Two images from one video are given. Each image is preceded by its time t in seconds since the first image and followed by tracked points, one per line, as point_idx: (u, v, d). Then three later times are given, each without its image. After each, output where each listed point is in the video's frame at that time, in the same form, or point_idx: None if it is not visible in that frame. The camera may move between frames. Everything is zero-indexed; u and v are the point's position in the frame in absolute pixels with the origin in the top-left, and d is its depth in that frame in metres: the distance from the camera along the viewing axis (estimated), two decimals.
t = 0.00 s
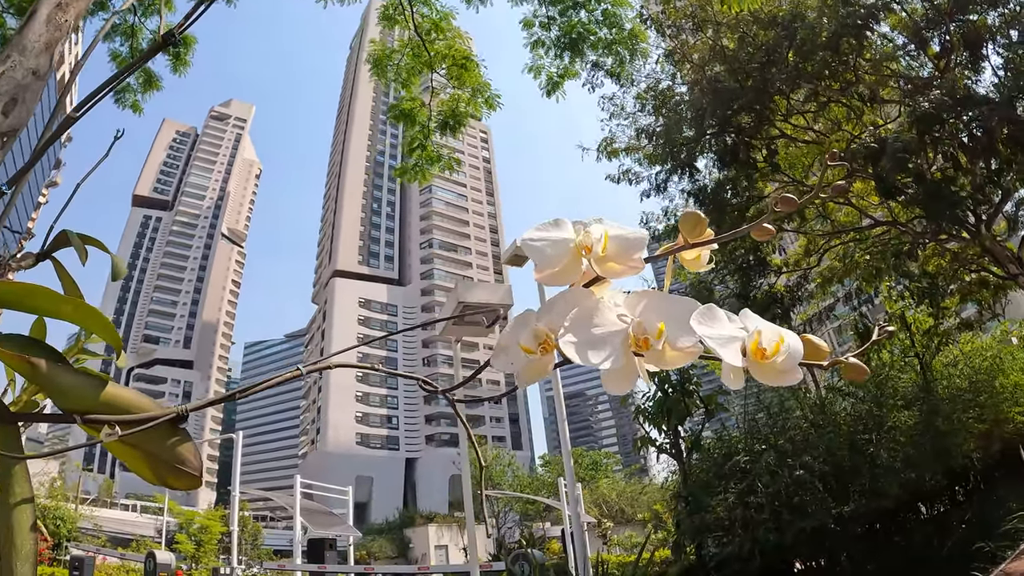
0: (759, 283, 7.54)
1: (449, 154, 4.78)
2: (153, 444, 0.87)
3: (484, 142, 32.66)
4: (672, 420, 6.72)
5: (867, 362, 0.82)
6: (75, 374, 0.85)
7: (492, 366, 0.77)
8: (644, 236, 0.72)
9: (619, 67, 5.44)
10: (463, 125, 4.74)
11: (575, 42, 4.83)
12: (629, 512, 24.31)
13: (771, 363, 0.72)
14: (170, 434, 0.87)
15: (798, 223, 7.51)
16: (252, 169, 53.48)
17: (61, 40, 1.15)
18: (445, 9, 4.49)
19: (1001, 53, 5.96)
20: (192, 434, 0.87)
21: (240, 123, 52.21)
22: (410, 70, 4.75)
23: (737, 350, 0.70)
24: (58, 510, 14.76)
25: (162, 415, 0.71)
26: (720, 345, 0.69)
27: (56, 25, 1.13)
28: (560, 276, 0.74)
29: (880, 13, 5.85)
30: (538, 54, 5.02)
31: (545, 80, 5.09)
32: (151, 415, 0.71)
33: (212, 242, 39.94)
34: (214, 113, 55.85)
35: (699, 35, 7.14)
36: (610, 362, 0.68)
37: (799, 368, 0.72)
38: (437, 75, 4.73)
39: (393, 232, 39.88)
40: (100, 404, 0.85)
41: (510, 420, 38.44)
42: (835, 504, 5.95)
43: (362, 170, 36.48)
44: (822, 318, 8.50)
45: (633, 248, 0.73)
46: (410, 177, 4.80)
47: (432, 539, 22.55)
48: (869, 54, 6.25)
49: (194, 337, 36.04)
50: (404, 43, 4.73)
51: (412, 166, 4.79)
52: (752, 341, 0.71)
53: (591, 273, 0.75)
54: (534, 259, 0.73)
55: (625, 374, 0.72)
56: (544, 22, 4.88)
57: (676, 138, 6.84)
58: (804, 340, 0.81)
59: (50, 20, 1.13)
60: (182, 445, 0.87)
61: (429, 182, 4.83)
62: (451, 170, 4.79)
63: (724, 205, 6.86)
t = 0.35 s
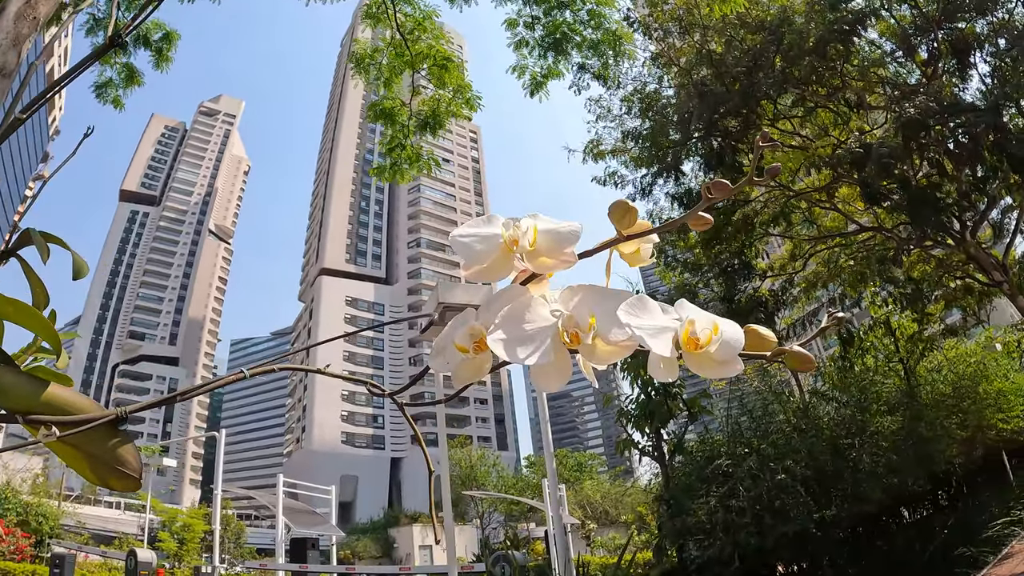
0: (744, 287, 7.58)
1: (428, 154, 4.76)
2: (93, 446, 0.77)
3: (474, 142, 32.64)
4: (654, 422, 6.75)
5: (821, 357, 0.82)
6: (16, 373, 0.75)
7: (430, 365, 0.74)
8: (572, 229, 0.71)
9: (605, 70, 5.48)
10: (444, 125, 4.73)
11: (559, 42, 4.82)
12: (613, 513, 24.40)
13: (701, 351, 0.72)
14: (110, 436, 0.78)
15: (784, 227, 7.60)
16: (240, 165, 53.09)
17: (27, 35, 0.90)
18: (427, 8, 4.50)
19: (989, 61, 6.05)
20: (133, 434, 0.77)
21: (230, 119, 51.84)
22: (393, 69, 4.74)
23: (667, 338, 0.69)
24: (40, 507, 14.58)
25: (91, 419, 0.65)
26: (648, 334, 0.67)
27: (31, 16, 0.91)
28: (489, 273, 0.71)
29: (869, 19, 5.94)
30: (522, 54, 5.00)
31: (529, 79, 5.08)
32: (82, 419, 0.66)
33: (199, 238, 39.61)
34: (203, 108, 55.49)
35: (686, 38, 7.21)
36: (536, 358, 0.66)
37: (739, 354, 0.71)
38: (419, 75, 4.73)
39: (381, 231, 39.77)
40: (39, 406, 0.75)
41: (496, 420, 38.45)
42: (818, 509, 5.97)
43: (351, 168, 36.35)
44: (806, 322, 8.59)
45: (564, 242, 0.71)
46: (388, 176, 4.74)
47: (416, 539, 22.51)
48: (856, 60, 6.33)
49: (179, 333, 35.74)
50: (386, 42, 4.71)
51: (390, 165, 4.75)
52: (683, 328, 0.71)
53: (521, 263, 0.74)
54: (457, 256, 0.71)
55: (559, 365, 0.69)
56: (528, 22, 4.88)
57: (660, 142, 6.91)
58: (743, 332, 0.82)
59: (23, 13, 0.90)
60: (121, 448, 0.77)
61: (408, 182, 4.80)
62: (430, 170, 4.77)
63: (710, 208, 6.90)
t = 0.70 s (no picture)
0: (741, 287, 7.58)
1: (422, 151, 4.76)
2: (37, 441, 0.82)
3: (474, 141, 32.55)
4: (650, 421, 6.82)
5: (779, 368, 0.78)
6: None
7: (368, 370, 0.72)
8: (505, 230, 0.68)
9: (600, 67, 5.44)
10: (435, 123, 4.75)
11: (551, 39, 4.82)
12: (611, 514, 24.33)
13: (637, 372, 0.67)
14: (54, 431, 0.82)
15: (782, 227, 7.63)
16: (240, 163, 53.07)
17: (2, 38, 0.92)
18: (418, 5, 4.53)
19: (988, 61, 6.03)
20: (75, 431, 0.81)
21: (230, 116, 51.85)
22: (383, 66, 4.70)
23: (600, 352, 0.63)
24: (38, 505, 14.57)
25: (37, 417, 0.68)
26: (573, 351, 0.61)
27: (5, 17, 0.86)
28: (416, 275, 0.68)
29: (866, 18, 5.97)
30: (513, 52, 4.97)
31: (520, 77, 5.04)
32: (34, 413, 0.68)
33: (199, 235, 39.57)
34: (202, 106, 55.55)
35: (683, 36, 7.21)
36: (459, 372, 0.60)
37: (678, 374, 0.67)
38: (409, 72, 4.72)
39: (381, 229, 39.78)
40: None
41: (494, 420, 38.41)
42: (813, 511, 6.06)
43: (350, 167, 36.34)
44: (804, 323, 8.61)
45: (498, 244, 0.69)
46: (381, 175, 4.75)
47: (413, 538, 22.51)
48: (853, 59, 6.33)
49: (177, 331, 35.74)
50: (377, 39, 4.70)
51: (384, 164, 4.77)
52: (613, 342, 0.65)
53: (456, 266, 0.71)
54: (387, 260, 0.69)
55: (484, 382, 0.63)
56: (519, 18, 4.87)
57: (657, 141, 6.91)
58: (690, 346, 0.76)
59: None
60: (65, 444, 0.82)
61: (401, 180, 4.77)
62: (424, 168, 4.76)
63: (706, 207, 6.96)
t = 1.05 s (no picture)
0: (741, 287, 7.59)
1: (422, 150, 4.72)
2: (39, 424, 0.82)
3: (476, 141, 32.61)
4: (650, 422, 6.76)
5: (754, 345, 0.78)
6: None
7: (353, 357, 0.72)
8: (482, 220, 0.69)
9: (600, 67, 5.43)
10: (436, 122, 4.75)
11: (551, 39, 4.83)
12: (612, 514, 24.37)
13: (606, 349, 0.68)
14: (55, 413, 0.82)
15: (783, 227, 7.65)
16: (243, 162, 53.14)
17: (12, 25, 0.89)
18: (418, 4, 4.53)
19: (988, 62, 6.03)
20: (76, 414, 0.81)
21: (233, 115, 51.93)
22: (384, 65, 4.72)
23: (568, 334, 0.64)
24: (40, 501, 14.63)
25: (39, 401, 0.67)
26: (541, 332, 0.61)
27: (10, 13, 0.84)
28: (397, 264, 0.70)
29: (865, 17, 5.99)
30: (513, 52, 4.97)
31: (521, 77, 5.04)
32: (27, 399, 0.67)
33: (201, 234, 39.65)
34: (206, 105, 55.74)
35: (683, 36, 7.21)
36: (437, 353, 0.60)
37: (644, 355, 0.67)
38: (410, 71, 4.73)
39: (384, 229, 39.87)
40: None
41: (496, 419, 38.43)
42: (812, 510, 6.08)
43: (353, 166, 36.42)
44: (805, 324, 8.61)
45: (473, 234, 0.69)
46: (380, 173, 4.73)
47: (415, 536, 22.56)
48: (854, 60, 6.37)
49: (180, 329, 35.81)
50: (377, 38, 4.71)
51: (383, 163, 4.74)
52: (579, 326, 0.66)
53: (434, 253, 0.72)
54: (369, 247, 0.70)
55: (462, 364, 0.65)
56: (519, 18, 4.89)
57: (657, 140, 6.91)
58: (663, 330, 0.74)
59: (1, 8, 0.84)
60: (64, 427, 0.81)
61: (401, 179, 4.76)
62: (424, 166, 4.74)
63: (707, 208, 7.01)
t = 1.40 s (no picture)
0: (749, 286, 7.56)
1: (434, 147, 4.74)
2: (67, 411, 0.84)
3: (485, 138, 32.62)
4: (656, 420, 6.69)
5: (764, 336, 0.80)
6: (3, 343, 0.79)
7: (375, 351, 0.73)
8: (503, 220, 0.68)
9: (610, 65, 5.39)
10: (449, 119, 4.75)
11: (563, 37, 4.82)
12: (616, 512, 24.40)
13: (617, 345, 0.70)
14: (84, 403, 0.85)
15: (792, 228, 7.61)
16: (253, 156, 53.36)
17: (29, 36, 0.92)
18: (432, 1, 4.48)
19: (1000, 63, 5.97)
20: (105, 403, 0.85)
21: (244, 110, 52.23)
22: (397, 63, 4.71)
23: (583, 331, 0.66)
24: (48, 492, 14.74)
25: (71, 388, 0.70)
26: (562, 329, 0.63)
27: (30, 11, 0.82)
28: (422, 261, 0.70)
29: (876, 18, 5.92)
30: (526, 49, 4.97)
31: (533, 74, 5.02)
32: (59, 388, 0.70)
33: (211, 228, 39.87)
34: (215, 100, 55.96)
35: (693, 36, 7.19)
36: (459, 347, 0.62)
37: (654, 352, 0.69)
38: (422, 68, 4.72)
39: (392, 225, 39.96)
40: (28, 371, 0.83)
41: (502, 415, 38.47)
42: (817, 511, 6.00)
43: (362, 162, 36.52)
44: (812, 323, 8.57)
45: (494, 233, 0.69)
46: (396, 170, 4.79)
47: (420, 532, 22.65)
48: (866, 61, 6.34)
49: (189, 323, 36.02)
50: (391, 35, 4.68)
51: (398, 160, 4.78)
52: (594, 321, 0.69)
53: (455, 253, 0.71)
54: (393, 246, 0.70)
55: (482, 354, 0.65)
56: (532, 16, 4.88)
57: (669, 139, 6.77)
58: (673, 327, 0.77)
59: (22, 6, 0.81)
60: (93, 415, 0.85)
61: (413, 176, 4.79)
62: (437, 163, 4.75)
63: (716, 207, 6.98)
